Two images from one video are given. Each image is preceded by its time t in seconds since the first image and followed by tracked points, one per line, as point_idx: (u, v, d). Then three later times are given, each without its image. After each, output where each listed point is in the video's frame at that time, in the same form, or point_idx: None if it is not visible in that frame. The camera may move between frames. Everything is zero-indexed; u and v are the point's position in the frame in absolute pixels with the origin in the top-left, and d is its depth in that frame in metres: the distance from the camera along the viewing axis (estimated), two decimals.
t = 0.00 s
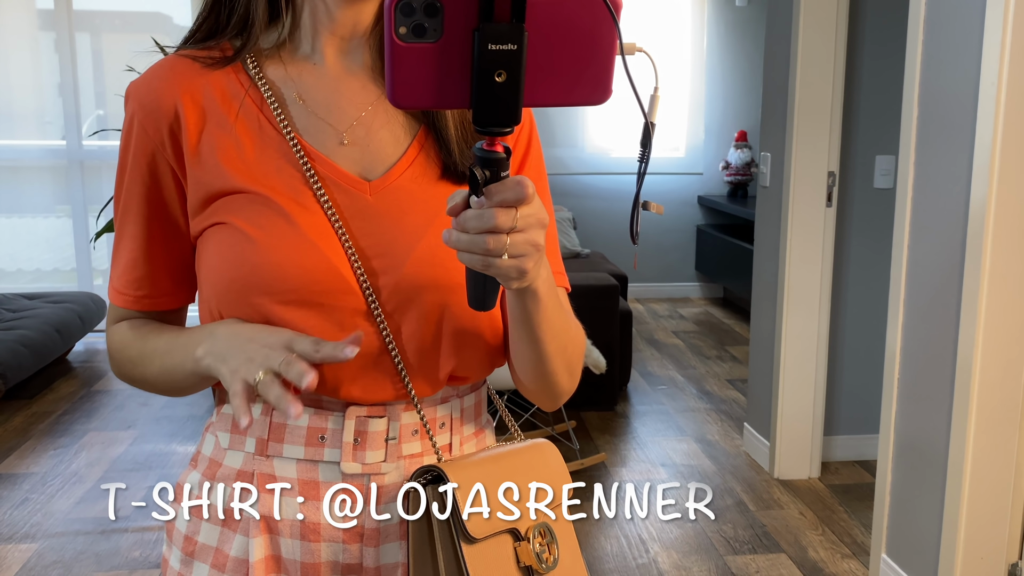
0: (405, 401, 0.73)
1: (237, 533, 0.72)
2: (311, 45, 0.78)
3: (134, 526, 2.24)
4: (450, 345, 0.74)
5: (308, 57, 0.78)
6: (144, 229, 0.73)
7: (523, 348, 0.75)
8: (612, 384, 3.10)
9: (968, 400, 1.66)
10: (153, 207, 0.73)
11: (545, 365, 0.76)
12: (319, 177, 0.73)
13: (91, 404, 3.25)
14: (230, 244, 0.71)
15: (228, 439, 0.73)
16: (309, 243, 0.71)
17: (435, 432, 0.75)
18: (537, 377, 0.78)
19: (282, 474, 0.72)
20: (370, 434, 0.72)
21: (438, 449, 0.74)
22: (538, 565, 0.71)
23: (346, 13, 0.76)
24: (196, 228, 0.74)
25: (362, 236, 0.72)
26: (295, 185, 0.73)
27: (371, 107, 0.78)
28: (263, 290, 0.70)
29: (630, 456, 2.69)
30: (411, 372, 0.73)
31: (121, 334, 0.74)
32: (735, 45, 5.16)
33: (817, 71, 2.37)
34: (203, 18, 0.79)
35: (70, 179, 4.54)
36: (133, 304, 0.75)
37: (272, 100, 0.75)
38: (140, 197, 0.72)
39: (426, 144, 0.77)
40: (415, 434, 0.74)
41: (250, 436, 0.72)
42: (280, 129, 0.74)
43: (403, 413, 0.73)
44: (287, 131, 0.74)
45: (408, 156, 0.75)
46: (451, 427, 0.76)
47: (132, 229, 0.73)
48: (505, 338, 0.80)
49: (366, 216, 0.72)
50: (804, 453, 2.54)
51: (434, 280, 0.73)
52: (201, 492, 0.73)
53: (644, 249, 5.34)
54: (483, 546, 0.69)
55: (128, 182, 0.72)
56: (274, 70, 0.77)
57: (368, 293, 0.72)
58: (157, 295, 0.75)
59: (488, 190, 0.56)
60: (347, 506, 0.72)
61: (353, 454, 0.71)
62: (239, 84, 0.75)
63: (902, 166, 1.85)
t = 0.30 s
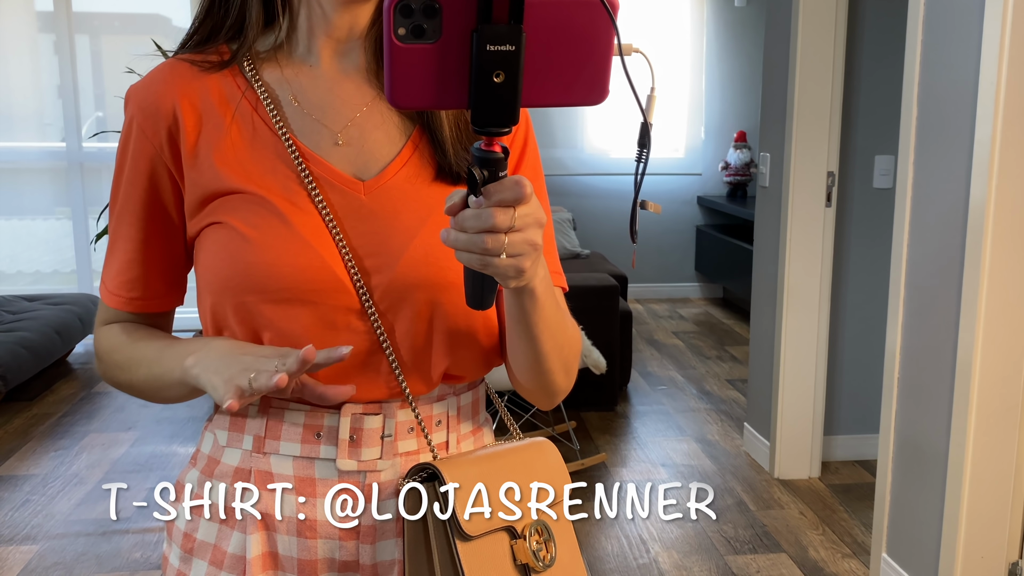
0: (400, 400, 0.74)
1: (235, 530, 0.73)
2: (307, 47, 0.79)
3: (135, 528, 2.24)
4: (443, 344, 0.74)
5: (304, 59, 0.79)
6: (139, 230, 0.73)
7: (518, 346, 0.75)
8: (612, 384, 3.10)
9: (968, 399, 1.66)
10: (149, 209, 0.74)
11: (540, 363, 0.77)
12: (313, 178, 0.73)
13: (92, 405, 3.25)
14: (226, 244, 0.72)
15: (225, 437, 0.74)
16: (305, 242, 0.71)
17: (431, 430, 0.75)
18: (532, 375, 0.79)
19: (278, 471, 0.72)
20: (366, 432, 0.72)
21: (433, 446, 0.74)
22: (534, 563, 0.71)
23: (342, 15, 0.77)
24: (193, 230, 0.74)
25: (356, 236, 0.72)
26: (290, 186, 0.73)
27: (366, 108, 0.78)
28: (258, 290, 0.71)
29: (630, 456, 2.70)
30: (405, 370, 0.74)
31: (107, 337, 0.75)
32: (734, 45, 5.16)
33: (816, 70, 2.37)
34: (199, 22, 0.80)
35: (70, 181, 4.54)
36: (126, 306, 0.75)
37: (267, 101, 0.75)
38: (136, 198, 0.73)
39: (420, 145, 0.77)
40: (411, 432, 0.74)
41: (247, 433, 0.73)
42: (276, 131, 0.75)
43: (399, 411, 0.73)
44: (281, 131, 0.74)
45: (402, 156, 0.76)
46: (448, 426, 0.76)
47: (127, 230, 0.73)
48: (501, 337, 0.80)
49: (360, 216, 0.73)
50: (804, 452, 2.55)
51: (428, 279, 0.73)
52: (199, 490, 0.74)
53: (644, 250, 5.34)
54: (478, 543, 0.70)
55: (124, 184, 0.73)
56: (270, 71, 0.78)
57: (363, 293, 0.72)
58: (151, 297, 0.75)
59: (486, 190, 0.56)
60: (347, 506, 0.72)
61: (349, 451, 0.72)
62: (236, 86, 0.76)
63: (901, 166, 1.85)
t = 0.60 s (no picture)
0: (402, 400, 0.74)
1: (238, 531, 0.73)
2: (305, 52, 0.79)
3: (136, 531, 2.24)
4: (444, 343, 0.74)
5: (301, 64, 0.79)
6: (142, 237, 0.74)
7: (519, 345, 0.75)
8: (612, 386, 3.10)
9: (968, 402, 1.66)
10: (151, 215, 0.74)
11: (541, 362, 0.77)
12: (314, 182, 0.73)
13: (92, 409, 3.25)
14: (229, 249, 0.72)
15: (229, 438, 0.74)
16: (306, 246, 0.72)
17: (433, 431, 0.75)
18: (533, 375, 0.79)
19: (281, 472, 0.72)
20: (368, 433, 0.72)
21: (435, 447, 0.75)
22: (535, 563, 0.72)
23: (338, 20, 0.77)
24: (195, 235, 0.74)
25: (357, 238, 0.73)
26: (291, 190, 0.73)
27: (364, 112, 0.78)
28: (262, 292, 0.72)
29: (630, 459, 2.70)
30: (407, 370, 0.74)
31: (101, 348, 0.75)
32: (733, 48, 5.18)
33: (815, 73, 2.37)
34: (198, 28, 0.80)
35: (70, 185, 4.54)
36: (125, 312, 0.75)
37: (267, 106, 0.75)
38: (137, 205, 0.73)
39: (419, 147, 0.78)
40: (413, 433, 0.74)
41: (251, 434, 0.73)
42: (277, 136, 0.75)
43: (401, 412, 0.74)
44: (281, 135, 0.75)
45: (401, 158, 0.76)
46: (450, 426, 0.77)
47: (130, 236, 0.73)
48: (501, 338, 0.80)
49: (361, 218, 0.73)
50: (804, 455, 2.55)
51: (429, 280, 0.74)
52: (203, 491, 0.74)
53: (644, 252, 5.34)
54: (481, 543, 0.70)
55: (125, 191, 0.73)
56: (269, 77, 0.78)
57: (365, 294, 0.73)
58: (150, 304, 0.76)
59: (485, 191, 0.57)
60: (350, 505, 0.72)
61: (351, 452, 0.72)
62: (236, 92, 0.76)
63: (902, 168, 1.85)
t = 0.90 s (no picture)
0: (405, 411, 0.74)
1: (242, 539, 0.74)
2: (307, 64, 0.79)
3: (137, 540, 2.24)
4: (446, 353, 0.75)
5: (304, 77, 0.80)
6: (149, 249, 0.74)
7: (520, 353, 0.76)
8: (613, 394, 3.11)
9: (969, 409, 1.67)
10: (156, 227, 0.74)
11: (542, 370, 0.78)
12: (317, 196, 0.74)
13: (93, 417, 3.25)
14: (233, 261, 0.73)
15: (234, 448, 0.74)
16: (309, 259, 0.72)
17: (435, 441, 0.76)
18: (534, 383, 0.80)
19: (284, 482, 0.73)
20: (370, 443, 0.73)
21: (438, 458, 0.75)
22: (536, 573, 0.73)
23: (338, 30, 0.77)
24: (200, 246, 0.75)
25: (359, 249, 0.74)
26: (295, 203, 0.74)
27: (366, 126, 0.79)
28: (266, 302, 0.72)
29: (631, 466, 2.70)
30: (409, 381, 0.74)
31: (123, 360, 0.75)
32: (732, 56, 5.19)
33: (816, 81, 2.38)
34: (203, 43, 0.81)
35: (71, 193, 4.55)
36: (148, 323, 0.75)
37: (271, 120, 0.76)
38: (143, 218, 0.73)
39: (421, 159, 0.78)
40: (415, 443, 0.75)
41: (255, 443, 0.74)
42: (280, 148, 0.76)
43: (404, 422, 0.74)
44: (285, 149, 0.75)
45: (401, 171, 0.77)
46: (452, 436, 0.77)
47: (138, 248, 0.74)
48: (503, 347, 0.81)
49: (363, 229, 0.74)
50: (805, 462, 2.55)
51: (431, 290, 0.74)
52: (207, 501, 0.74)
53: (644, 260, 5.35)
54: (482, 553, 0.71)
55: (132, 204, 0.73)
56: (273, 90, 0.79)
57: (366, 305, 0.73)
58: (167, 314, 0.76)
59: (484, 197, 0.58)
60: (350, 506, 0.73)
61: (354, 462, 0.73)
62: (240, 105, 0.77)
63: (902, 176, 1.86)
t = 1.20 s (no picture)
0: (406, 425, 0.75)
1: (244, 556, 0.74)
2: (310, 81, 0.80)
3: (137, 556, 2.23)
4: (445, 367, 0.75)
5: (307, 93, 0.80)
6: (150, 264, 0.75)
7: (521, 366, 0.76)
8: (614, 409, 3.11)
9: (969, 425, 1.66)
10: (158, 243, 0.75)
11: (542, 384, 0.78)
12: (318, 209, 0.75)
13: (93, 432, 3.25)
14: (233, 275, 0.73)
15: (235, 465, 0.75)
16: (311, 273, 0.72)
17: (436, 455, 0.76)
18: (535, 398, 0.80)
19: (286, 500, 0.73)
20: (372, 458, 0.73)
21: (439, 473, 0.76)
22: None
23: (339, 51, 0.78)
24: (202, 262, 0.75)
25: (360, 264, 0.74)
26: (297, 217, 0.75)
27: (368, 141, 0.80)
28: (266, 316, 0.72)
29: (632, 482, 2.69)
30: (409, 394, 0.75)
31: (133, 383, 0.77)
32: (731, 71, 5.22)
33: (814, 96, 2.40)
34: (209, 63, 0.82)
35: (72, 208, 4.56)
36: (143, 337, 0.77)
37: (274, 136, 0.77)
38: (145, 232, 0.74)
39: (422, 175, 0.79)
40: (416, 457, 0.76)
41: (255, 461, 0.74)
42: (281, 163, 0.76)
43: (405, 437, 0.75)
44: (287, 164, 0.76)
45: (403, 187, 0.77)
46: (452, 451, 0.78)
47: (140, 263, 0.75)
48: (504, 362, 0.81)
49: (365, 243, 0.74)
50: (806, 477, 2.55)
51: (432, 305, 0.74)
52: (210, 519, 0.75)
53: (644, 274, 5.36)
54: (483, 567, 0.72)
55: (135, 220, 0.74)
56: (275, 104, 0.80)
57: (367, 319, 0.73)
58: (167, 327, 0.78)
59: (484, 209, 0.58)
60: (352, 506, 0.74)
61: (357, 477, 0.73)
62: (243, 121, 0.77)
63: (901, 191, 1.86)
